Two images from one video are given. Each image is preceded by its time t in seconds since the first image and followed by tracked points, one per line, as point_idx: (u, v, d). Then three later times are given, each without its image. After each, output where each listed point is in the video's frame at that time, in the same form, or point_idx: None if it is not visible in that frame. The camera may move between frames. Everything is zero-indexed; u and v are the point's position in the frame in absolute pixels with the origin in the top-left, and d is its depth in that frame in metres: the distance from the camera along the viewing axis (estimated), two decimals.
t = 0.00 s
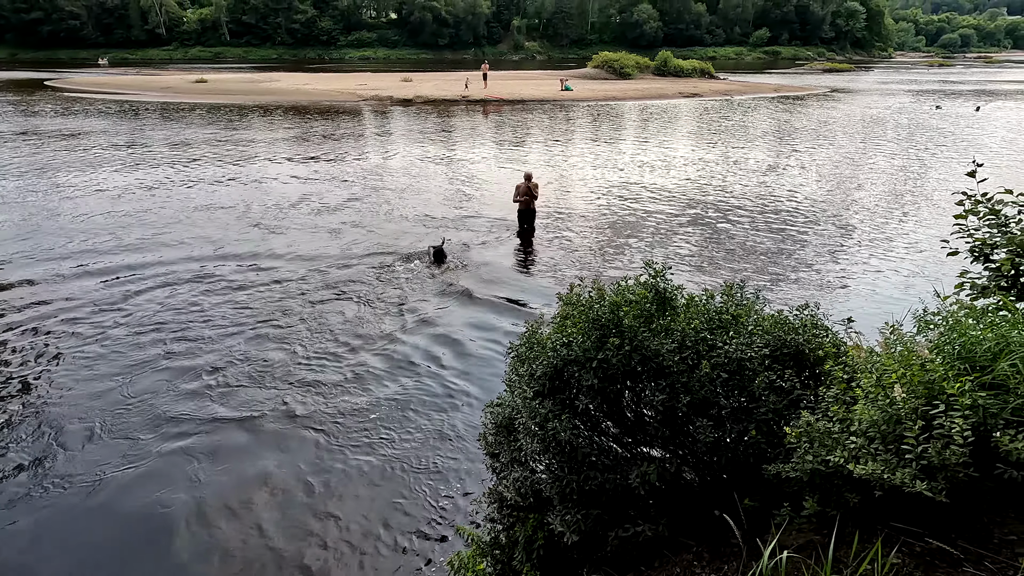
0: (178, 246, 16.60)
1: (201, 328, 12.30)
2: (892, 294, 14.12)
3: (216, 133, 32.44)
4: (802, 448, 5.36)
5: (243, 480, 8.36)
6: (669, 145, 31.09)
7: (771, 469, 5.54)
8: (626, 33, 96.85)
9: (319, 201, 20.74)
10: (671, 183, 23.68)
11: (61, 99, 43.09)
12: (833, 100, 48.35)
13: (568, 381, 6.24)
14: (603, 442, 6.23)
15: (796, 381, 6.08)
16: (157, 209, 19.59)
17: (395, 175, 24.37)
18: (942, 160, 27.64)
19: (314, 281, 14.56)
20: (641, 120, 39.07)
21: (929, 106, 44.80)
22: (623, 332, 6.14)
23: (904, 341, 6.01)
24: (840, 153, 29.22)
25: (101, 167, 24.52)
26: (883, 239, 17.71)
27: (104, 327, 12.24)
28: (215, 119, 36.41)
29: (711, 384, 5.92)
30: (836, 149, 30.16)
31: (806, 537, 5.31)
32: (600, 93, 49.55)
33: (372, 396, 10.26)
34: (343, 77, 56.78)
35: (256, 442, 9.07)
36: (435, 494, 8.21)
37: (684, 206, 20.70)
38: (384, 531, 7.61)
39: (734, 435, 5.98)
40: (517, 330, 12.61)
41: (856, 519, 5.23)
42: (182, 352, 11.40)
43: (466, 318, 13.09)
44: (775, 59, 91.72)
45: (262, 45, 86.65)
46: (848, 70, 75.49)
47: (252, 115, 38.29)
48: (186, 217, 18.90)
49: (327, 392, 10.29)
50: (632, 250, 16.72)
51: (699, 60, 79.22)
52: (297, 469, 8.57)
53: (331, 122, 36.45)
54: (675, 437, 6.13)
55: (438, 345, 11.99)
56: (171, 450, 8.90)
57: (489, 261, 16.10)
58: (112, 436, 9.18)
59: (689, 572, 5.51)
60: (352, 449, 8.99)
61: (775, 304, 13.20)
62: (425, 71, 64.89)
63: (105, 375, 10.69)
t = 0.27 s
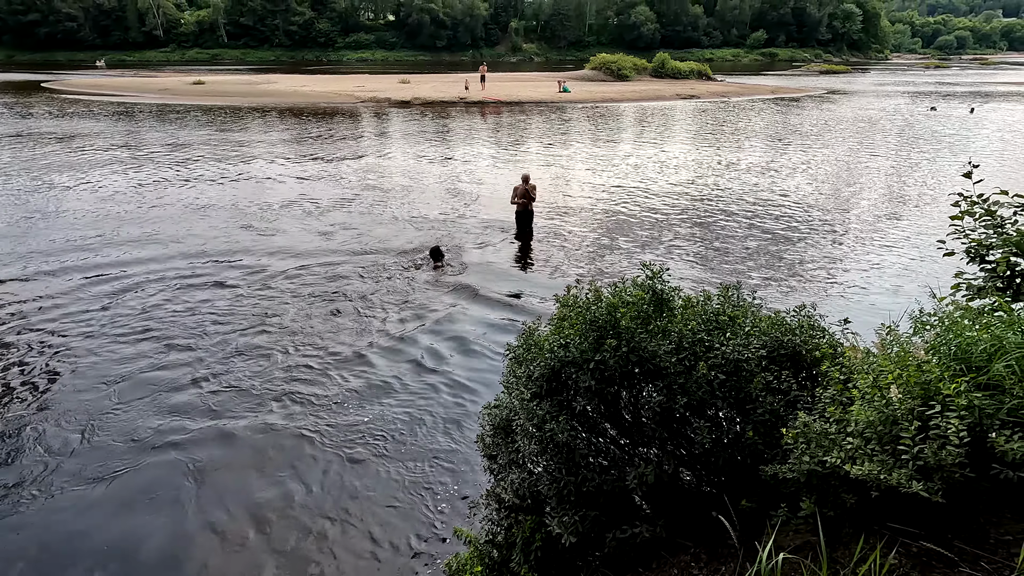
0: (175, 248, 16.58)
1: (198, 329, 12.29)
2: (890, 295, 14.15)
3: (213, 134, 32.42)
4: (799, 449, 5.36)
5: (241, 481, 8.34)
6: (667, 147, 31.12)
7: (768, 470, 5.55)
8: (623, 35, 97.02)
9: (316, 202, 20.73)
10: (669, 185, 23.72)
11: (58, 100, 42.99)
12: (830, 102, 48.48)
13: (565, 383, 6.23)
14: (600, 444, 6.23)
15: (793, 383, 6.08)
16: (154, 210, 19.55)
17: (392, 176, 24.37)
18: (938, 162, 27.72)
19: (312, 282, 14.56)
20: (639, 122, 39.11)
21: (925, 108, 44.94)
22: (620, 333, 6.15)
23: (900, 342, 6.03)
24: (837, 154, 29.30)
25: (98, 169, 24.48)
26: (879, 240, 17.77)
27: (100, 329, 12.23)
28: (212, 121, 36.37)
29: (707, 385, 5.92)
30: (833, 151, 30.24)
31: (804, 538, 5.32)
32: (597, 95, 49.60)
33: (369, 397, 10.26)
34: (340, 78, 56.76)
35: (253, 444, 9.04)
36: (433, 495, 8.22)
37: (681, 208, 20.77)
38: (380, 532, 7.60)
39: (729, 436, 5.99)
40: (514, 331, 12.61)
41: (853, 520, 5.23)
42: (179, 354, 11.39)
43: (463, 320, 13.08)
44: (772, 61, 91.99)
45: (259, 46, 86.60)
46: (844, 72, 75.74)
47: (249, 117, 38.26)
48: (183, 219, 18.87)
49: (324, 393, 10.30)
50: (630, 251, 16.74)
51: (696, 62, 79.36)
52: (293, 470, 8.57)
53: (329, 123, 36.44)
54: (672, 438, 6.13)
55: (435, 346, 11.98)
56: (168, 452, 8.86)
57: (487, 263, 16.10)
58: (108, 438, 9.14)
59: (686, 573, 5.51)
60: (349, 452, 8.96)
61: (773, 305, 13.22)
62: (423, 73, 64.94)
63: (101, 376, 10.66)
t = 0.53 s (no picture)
0: (173, 250, 16.58)
1: (196, 331, 12.29)
2: (887, 296, 14.19)
3: (212, 137, 32.42)
4: (798, 451, 5.37)
5: (242, 483, 8.34)
6: (665, 149, 31.15)
7: (768, 472, 5.56)
8: (621, 37, 97.24)
9: (314, 204, 20.73)
10: (667, 187, 23.76)
11: (56, 103, 42.96)
12: (827, 104, 48.59)
13: (565, 384, 6.23)
14: (600, 446, 6.23)
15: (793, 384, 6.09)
16: (152, 212, 19.54)
17: (391, 178, 24.38)
18: (935, 163, 27.80)
19: (310, 284, 14.56)
20: (637, 124, 39.16)
21: (922, 110, 45.07)
22: (619, 335, 6.15)
23: (898, 343, 6.04)
24: (834, 156, 29.38)
25: (96, 171, 24.48)
26: (877, 241, 17.82)
27: (98, 331, 12.21)
28: (210, 123, 36.34)
29: (707, 386, 5.92)
30: (830, 152, 30.32)
31: (803, 539, 5.32)
32: (596, 97, 49.68)
33: (367, 399, 10.25)
34: (338, 81, 56.81)
35: (254, 446, 9.03)
36: (432, 497, 8.21)
37: (679, 209, 20.81)
38: (379, 535, 7.60)
39: (729, 437, 6.00)
40: (512, 333, 12.62)
41: (853, 521, 5.23)
42: (177, 356, 11.38)
43: (462, 321, 13.08)
44: (770, 63, 92.17)
45: (257, 49, 86.65)
46: (841, 74, 75.95)
47: (247, 119, 38.28)
48: (181, 221, 18.86)
49: (323, 395, 10.30)
50: (629, 253, 16.76)
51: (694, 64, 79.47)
52: (294, 472, 8.57)
53: (327, 126, 36.46)
54: (671, 440, 6.14)
55: (434, 347, 11.99)
56: (168, 454, 8.85)
57: (485, 265, 16.12)
58: (106, 442, 9.11)
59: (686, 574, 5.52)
60: (347, 455, 8.94)
61: (771, 306, 13.25)
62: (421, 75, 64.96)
63: (100, 378, 10.66)
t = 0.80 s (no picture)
0: (171, 252, 16.55)
1: (194, 334, 12.27)
2: (885, 297, 14.21)
3: (210, 139, 32.41)
4: (797, 452, 5.37)
5: (242, 486, 8.35)
6: (662, 151, 31.15)
7: (767, 473, 5.55)
8: (619, 39, 97.42)
9: (312, 207, 20.72)
10: (665, 188, 23.80)
11: (53, 106, 42.91)
12: (825, 106, 48.69)
13: (564, 387, 6.23)
14: (599, 448, 6.22)
15: (791, 385, 6.08)
16: (149, 215, 19.52)
17: (389, 181, 24.39)
18: (932, 164, 27.85)
19: (308, 287, 14.55)
20: (634, 126, 39.20)
21: (919, 112, 45.18)
22: (618, 337, 6.15)
23: (897, 344, 6.05)
24: (832, 157, 29.44)
25: (94, 174, 24.45)
26: (875, 242, 17.85)
27: (96, 334, 12.19)
28: (207, 126, 36.28)
29: (706, 388, 5.92)
30: (828, 154, 30.38)
31: (803, 541, 5.32)
32: (594, 99, 49.75)
33: (366, 402, 10.24)
34: (337, 83, 56.83)
35: (256, 447, 9.05)
36: (431, 500, 8.19)
37: (677, 211, 20.83)
38: (378, 538, 7.58)
39: (728, 439, 5.99)
40: (510, 335, 12.63)
41: (852, 522, 5.22)
42: (175, 359, 11.36)
43: (461, 323, 13.09)
44: (767, 65, 92.36)
45: (255, 51, 86.68)
46: (838, 76, 76.13)
47: (245, 122, 38.26)
48: (179, 224, 18.84)
49: (321, 397, 10.28)
50: (627, 255, 16.77)
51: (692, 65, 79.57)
52: (293, 475, 8.56)
53: (325, 128, 36.46)
54: (670, 442, 6.13)
55: (434, 350, 12.00)
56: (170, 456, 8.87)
57: (484, 267, 16.12)
58: (103, 445, 9.08)
59: None
60: (346, 458, 8.92)
61: (769, 308, 13.26)
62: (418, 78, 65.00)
63: (97, 381, 10.63)
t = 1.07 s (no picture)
0: (169, 255, 16.55)
1: (192, 336, 12.26)
2: (882, 298, 14.26)
3: (207, 142, 32.43)
4: (797, 454, 5.36)
5: (242, 489, 8.35)
6: (660, 153, 31.17)
7: (766, 476, 5.55)
8: (616, 41, 97.66)
9: (310, 210, 20.73)
10: (663, 191, 23.85)
11: (51, 109, 42.91)
12: (821, 108, 48.84)
13: (563, 389, 6.23)
14: (598, 451, 6.22)
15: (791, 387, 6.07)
16: (148, 218, 19.51)
17: (387, 183, 24.42)
18: (929, 166, 27.95)
19: (307, 290, 14.55)
20: (632, 128, 39.30)
21: (916, 114, 45.33)
22: (617, 339, 6.15)
23: (895, 346, 6.06)
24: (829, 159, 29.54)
25: (92, 177, 24.44)
26: (872, 244, 17.91)
27: (94, 337, 12.18)
28: (205, 129, 36.28)
29: (705, 391, 5.91)
30: (825, 155, 30.48)
31: (802, 543, 5.32)
32: (591, 101, 49.87)
33: (365, 405, 10.23)
34: (334, 86, 56.90)
35: (255, 450, 9.04)
36: (430, 503, 8.18)
37: (675, 213, 20.88)
38: (377, 541, 7.57)
39: (727, 441, 5.99)
40: (509, 337, 12.63)
41: (852, 525, 5.21)
42: (173, 361, 11.35)
43: (461, 326, 13.10)
44: (764, 67, 92.62)
45: (253, 54, 86.74)
46: (835, 78, 76.37)
47: (243, 124, 38.28)
48: (177, 226, 18.83)
49: (320, 400, 10.28)
50: (625, 257, 16.81)
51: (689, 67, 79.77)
52: (292, 478, 8.55)
53: (323, 131, 36.50)
54: (669, 444, 6.13)
55: (433, 352, 12.01)
56: (168, 459, 8.85)
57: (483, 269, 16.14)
58: (102, 448, 9.06)
59: None
60: (345, 462, 8.90)
61: (767, 310, 13.29)
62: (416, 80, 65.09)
63: (96, 384, 10.61)
